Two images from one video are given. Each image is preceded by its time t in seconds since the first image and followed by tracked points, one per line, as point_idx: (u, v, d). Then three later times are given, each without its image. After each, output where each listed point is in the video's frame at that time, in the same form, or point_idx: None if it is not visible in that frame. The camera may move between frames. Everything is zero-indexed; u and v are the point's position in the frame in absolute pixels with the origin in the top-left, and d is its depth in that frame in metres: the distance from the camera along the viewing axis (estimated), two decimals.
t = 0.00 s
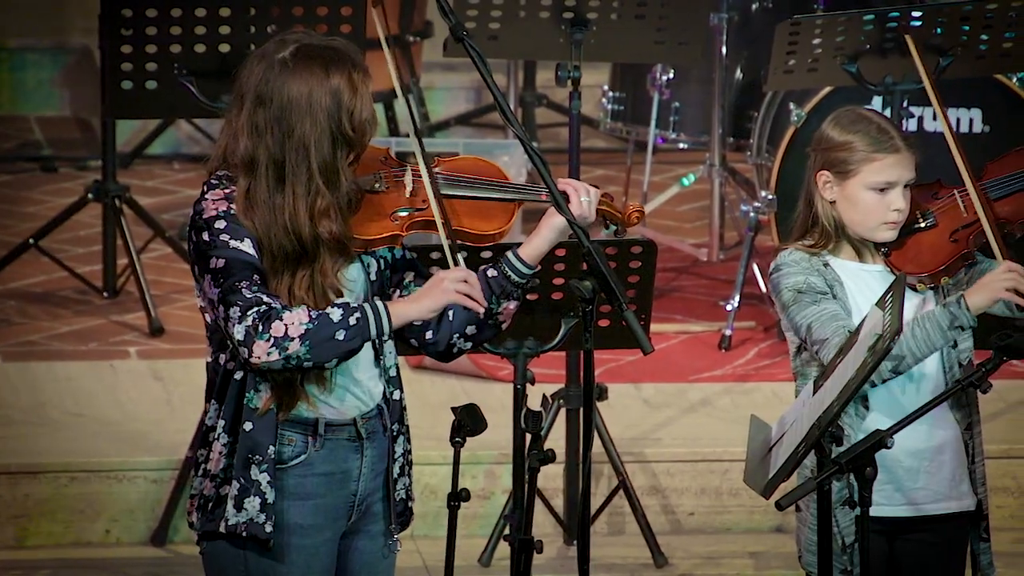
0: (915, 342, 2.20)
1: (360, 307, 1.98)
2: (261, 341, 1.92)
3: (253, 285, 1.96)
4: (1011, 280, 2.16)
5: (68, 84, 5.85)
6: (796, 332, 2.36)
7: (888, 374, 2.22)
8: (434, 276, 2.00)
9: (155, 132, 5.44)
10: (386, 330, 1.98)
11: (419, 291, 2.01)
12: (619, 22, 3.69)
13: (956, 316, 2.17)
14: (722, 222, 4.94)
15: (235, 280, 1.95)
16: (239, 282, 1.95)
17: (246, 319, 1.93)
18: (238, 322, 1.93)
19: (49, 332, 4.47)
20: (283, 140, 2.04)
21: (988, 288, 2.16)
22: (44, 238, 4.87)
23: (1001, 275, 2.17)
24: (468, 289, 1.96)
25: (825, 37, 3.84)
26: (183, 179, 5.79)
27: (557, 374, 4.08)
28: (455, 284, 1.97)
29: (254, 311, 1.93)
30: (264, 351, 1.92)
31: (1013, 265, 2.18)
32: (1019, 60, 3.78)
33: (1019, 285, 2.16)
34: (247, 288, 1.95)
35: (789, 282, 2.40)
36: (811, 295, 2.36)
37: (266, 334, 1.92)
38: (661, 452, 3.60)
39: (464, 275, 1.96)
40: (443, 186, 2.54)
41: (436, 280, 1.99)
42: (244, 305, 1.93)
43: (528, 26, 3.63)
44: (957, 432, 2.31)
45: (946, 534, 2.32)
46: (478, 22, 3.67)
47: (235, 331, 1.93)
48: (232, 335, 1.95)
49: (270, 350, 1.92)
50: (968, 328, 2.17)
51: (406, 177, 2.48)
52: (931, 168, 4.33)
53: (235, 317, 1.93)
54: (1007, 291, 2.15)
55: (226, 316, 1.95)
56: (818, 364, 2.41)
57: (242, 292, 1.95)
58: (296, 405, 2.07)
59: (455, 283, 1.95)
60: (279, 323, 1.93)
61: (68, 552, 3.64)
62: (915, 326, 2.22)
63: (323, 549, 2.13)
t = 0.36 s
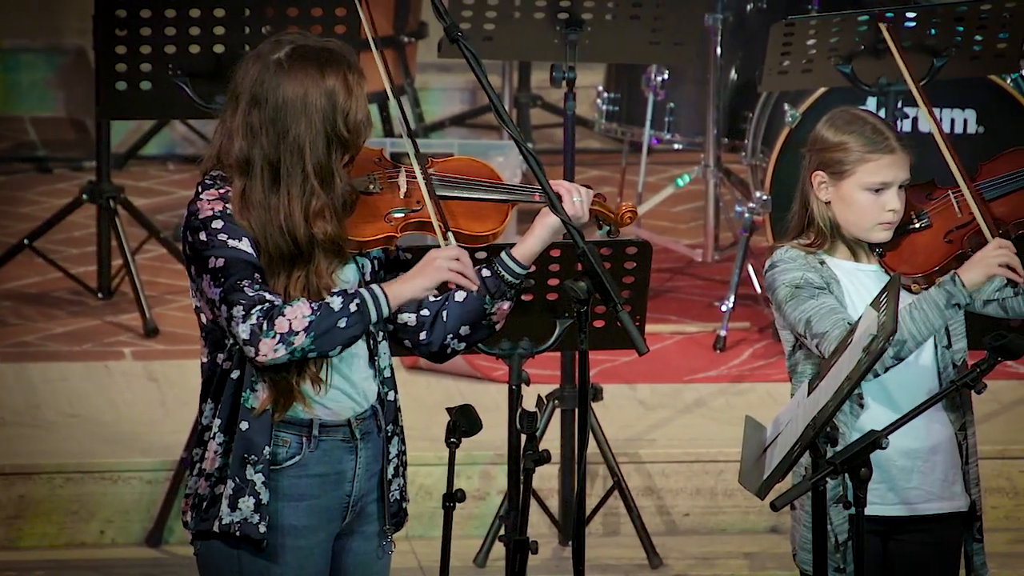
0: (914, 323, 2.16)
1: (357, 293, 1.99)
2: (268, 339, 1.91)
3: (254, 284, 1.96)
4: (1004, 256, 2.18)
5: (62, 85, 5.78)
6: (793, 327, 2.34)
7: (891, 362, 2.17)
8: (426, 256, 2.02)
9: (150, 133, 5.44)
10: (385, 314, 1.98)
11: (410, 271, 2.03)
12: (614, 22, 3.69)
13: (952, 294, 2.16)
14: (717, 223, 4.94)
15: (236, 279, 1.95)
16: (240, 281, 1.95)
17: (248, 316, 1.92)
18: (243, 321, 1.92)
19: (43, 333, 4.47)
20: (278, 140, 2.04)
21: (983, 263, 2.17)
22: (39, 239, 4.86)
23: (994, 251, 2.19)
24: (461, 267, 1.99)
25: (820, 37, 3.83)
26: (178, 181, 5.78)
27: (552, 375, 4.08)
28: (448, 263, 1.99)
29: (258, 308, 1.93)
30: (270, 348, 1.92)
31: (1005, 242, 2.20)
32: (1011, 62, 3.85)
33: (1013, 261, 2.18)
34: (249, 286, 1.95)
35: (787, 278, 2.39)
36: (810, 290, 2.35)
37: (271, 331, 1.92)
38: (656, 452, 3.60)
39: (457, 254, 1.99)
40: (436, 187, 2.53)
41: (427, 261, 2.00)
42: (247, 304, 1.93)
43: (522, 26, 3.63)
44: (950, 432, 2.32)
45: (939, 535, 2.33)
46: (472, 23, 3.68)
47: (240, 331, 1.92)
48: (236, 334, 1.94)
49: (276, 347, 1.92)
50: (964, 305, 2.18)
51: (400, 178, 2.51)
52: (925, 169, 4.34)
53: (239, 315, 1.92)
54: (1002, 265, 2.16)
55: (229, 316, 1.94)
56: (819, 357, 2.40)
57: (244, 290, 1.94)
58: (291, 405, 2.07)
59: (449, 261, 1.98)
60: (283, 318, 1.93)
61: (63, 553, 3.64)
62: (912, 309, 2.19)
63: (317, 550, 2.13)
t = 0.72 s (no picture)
0: (915, 300, 2.22)
1: (333, 320, 1.95)
2: (231, 347, 1.90)
3: (229, 289, 1.95)
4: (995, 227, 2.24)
5: (55, 86, 5.70)
6: (792, 321, 2.34)
7: (897, 344, 2.22)
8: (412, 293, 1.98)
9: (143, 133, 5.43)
10: (358, 347, 1.95)
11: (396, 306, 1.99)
12: (607, 23, 3.69)
13: (949, 268, 2.23)
14: (710, 224, 4.94)
15: (211, 284, 1.94)
16: (215, 285, 1.94)
17: (218, 324, 1.92)
18: (211, 325, 1.92)
19: (36, 334, 4.45)
20: (269, 141, 2.04)
21: (975, 235, 2.24)
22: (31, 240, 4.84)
23: (984, 223, 2.25)
24: (445, 309, 1.94)
25: (813, 38, 3.84)
26: (171, 181, 5.77)
27: (545, 376, 4.08)
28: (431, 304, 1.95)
29: (228, 314, 1.92)
30: (232, 356, 1.90)
31: (992, 213, 2.27)
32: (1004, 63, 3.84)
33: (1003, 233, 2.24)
34: (223, 291, 1.94)
35: (786, 272, 2.39)
36: (809, 282, 2.35)
37: (236, 340, 1.91)
38: (649, 453, 3.60)
39: (442, 295, 1.94)
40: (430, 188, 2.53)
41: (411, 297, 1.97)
42: (218, 308, 1.92)
43: (515, 27, 3.63)
44: (944, 432, 2.32)
45: (931, 534, 2.33)
46: (465, 24, 3.65)
47: (207, 334, 1.92)
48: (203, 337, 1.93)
49: (238, 356, 1.91)
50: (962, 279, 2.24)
51: (393, 179, 2.50)
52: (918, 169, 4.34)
53: (208, 319, 1.92)
54: (993, 237, 2.23)
55: (200, 319, 1.94)
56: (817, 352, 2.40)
57: (217, 295, 1.93)
58: (282, 407, 2.06)
59: (432, 304, 1.94)
60: (250, 329, 1.91)
61: (55, 554, 3.62)
62: (911, 288, 2.24)
63: (310, 550, 2.13)
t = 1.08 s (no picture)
0: (910, 280, 2.26)
1: (311, 346, 1.90)
2: (209, 346, 1.88)
3: (215, 288, 1.94)
4: (979, 202, 2.32)
5: (45, 86, 5.77)
6: (788, 314, 2.34)
7: (897, 324, 2.22)
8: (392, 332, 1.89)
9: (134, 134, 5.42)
10: (331, 381, 1.88)
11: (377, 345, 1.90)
12: (597, 24, 3.69)
13: (938, 245, 2.28)
14: (700, 225, 4.95)
15: (197, 283, 1.94)
16: (201, 284, 1.94)
17: (203, 322, 1.91)
18: (195, 323, 1.91)
19: (25, 335, 4.44)
20: (258, 141, 2.03)
21: (961, 211, 2.31)
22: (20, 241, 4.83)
23: (970, 198, 2.33)
24: (421, 348, 1.85)
25: (803, 39, 3.84)
26: (161, 182, 5.75)
27: (535, 377, 4.08)
28: (406, 344, 1.85)
29: (211, 313, 1.91)
30: (210, 356, 1.88)
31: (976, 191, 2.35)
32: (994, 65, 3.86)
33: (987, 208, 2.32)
34: (209, 290, 1.93)
35: (781, 266, 2.39)
36: (804, 275, 2.36)
37: (215, 340, 1.89)
38: (639, 454, 3.60)
39: (416, 334, 1.84)
40: (420, 186, 2.51)
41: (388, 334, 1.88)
42: (203, 306, 1.92)
43: (505, 27, 3.63)
44: (935, 431, 2.33)
45: (923, 534, 2.33)
46: (456, 25, 3.66)
47: (191, 331, 1.92)
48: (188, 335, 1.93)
49: (215, 357, 1.88)
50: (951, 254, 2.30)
51: (384, 178, 2.50)
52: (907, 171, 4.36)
53: (192, 317, 1.92)
54: (978, 211, 2.30)
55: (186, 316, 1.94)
56: (808, 352, 2.40)
57: (203, 293, 1.93)
58: (270, 409, 2.06)
59: (404, 344, 1.84)
60: (231, 332, 1.89)
61: (45, 555, 3.61)
62: (905, 269, 2.28)
63: (300, 551, 2.13)
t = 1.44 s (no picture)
0: (895, 293, 2.24)
1: (300, 347, 1.90)
2: (197, 353, 1.88)
3: (199, 294, 1.94)
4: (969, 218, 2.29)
5: (31, 86, 5.80)
6: (773, 318, 2.34)
7: (880, 335, 2.23)
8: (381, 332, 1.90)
9: (121, 134, 5.40)
10: (319, 380, 1.89)
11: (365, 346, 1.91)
12: (583, 25, 3.69)
13: (926, 258, 2.26)
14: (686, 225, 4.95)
15: (181, 289, 1.93)
16: (185, 290, 1.93)
17: (187, 329, 1.90)
18: (179, 329, 1.91)
19: (11, 336, 4.41)
20: (240, 144, 2.03)
21: (951, 225, 2.28)
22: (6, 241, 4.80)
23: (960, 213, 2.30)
24: (412, 349, 1.86)
25: (789, 40, 3.85)
26: (148, 183, 5.73)
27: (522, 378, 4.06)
28: (398, 343, 1.87)
29: (195, 320, 1.90)
30: (197, 363, 1.88)
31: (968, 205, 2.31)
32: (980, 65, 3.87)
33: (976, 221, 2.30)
34: (193, 296, 1.93)
35: (767, 270, 2.40)
36: (790, 280, 2.36)
37: (202, 346, 1.88)
38: (626, 455, 3.60)
39: (408, 334, 1.86)
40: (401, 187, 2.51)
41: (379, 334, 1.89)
42: (187, 312, 1.91)
43: (491, 28, 3.63)
44: (922, 433, 2.32)
45: (909, 535, 2.33)
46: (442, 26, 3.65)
47: (177, 338, 1.91)
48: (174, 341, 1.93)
49: (203, 364, 1.88)
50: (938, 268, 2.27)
51: (366, 180, 2.48)
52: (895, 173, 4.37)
53: (177, 324, 1.91)
54: (968, 228, 2.27)
55: (170, 322, 1.93)
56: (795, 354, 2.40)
57: (187, 299, 1.92)
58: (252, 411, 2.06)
59: (396, 343, 1.85)
60: (217, 338, 1.88)
61: (31, 556, 3.59)
62: (889, 281, 2.27)
63: (284, 552, 2.12)
